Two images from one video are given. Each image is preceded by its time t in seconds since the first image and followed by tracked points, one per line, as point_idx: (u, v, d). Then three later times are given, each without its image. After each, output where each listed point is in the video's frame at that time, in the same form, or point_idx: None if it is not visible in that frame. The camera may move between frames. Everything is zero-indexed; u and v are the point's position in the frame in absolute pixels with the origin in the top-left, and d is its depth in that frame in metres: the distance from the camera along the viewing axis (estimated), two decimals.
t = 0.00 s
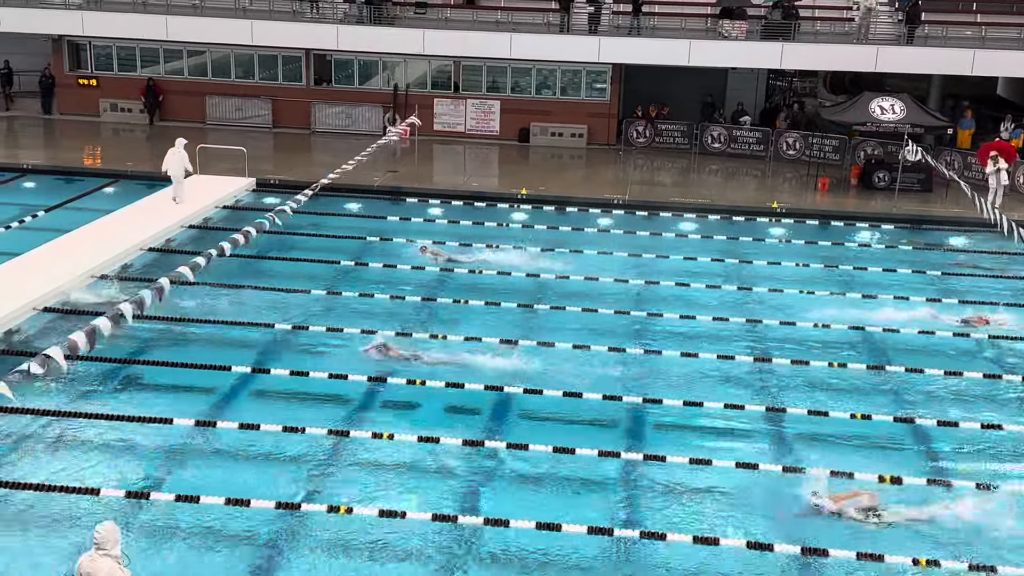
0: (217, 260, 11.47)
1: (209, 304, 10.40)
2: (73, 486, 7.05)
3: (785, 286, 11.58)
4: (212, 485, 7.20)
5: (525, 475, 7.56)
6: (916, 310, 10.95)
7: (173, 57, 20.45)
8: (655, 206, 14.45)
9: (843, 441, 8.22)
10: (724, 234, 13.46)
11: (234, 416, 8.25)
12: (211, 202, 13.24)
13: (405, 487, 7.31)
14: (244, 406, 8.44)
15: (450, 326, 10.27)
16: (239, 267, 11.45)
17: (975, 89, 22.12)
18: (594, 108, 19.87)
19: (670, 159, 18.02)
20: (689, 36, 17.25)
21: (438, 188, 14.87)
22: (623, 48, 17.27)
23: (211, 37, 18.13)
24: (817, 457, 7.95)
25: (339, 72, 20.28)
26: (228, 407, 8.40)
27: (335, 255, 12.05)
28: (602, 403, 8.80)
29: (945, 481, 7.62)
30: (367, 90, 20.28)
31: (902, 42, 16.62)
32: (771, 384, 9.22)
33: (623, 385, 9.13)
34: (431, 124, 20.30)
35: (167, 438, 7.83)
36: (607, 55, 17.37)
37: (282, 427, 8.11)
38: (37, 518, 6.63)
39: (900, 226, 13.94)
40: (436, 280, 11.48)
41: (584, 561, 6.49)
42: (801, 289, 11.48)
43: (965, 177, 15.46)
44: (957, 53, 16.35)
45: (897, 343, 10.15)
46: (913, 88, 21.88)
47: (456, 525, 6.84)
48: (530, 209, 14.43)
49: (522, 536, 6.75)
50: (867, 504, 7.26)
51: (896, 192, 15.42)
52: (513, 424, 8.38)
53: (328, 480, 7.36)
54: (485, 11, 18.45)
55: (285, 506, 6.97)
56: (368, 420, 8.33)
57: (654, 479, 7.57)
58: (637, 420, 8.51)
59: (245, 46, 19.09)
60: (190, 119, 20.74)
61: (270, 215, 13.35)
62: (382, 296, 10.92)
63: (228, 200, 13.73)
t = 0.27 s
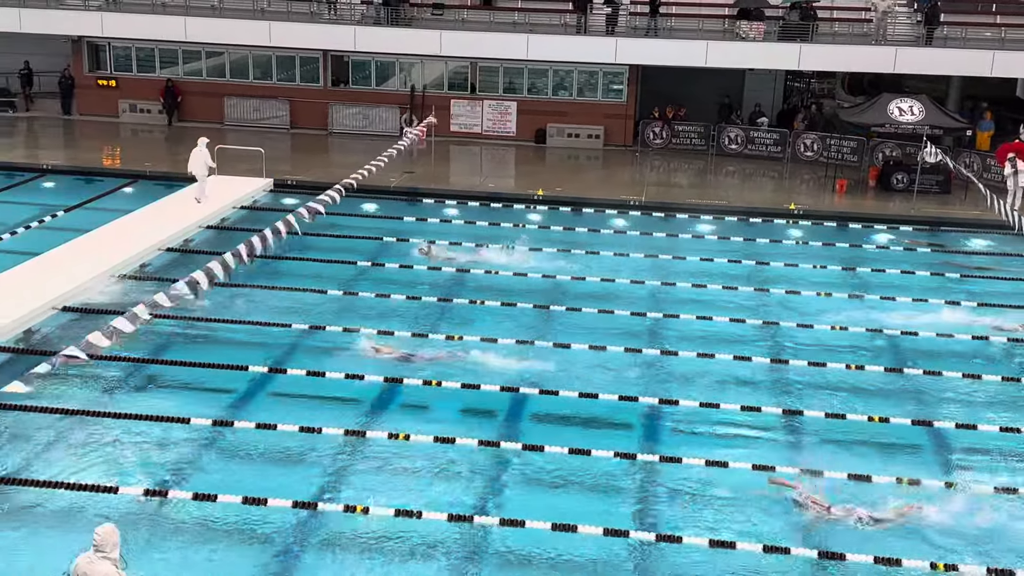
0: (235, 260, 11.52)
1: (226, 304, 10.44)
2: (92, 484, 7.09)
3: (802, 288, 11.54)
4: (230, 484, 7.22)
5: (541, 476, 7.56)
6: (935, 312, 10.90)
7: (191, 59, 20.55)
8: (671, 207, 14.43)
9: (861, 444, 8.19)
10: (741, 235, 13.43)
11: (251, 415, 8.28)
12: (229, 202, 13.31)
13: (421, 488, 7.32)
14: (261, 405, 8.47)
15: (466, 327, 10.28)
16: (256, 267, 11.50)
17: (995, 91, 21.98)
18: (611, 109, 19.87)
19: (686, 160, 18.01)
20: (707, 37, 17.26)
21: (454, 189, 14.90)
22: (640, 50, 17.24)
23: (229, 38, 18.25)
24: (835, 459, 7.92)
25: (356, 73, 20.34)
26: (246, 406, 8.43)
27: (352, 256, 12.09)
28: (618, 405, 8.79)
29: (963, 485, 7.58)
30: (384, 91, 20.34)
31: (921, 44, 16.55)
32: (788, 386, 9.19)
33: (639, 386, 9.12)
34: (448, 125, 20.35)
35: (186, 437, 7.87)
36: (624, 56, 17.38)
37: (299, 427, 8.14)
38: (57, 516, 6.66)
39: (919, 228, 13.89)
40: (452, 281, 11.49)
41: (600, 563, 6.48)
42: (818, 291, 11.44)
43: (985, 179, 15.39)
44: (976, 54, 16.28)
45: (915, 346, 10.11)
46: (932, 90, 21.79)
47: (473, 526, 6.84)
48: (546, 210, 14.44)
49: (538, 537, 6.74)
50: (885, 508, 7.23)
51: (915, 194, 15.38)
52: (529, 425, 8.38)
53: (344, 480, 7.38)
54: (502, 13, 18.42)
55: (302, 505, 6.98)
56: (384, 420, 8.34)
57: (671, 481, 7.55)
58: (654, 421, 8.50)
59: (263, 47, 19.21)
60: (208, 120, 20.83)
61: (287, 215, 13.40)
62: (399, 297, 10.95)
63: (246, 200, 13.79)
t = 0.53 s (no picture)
0: (250, 260, 11.56)
1: (242, 304, 10.48)
2: (108, 483, 7.10)
3: (817, 290, 11.51)
4: (245, 484, 7.24)
5: (555, 477, 7.56)
6: (952, 315, 10.85)
7: (208, 60, 20.62)
8: (686, 209, 14.42)
9: (877, 447, 8.16)
10: (756, 237, 13.40)
11: (266, 415, 8.30)
12: (244, 202, 13.37)
13: (435, 488, 7.32)
14: (276, 405, 8.50)
15: (480, 328, 10.29)
16: (271, 268, 11.54)
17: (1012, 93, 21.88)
18: (626, 111, 19.87)
19: (701, 162, 18.01)
20: (722, 38, 17.28)
21: (469, 190, 14.92)
22: (654, 52, 17.31)
23: (246, 39, 18.37)
24: (851, 462, 7.90)
25: (372, 74, 20.39)
26: (261, 406, 8.46)
27: (367, 256, 12.11)
28: (632, 406, 8.78)
29: (979, 488, 7.54)
30: (399, 92, 20.38)
31: (937, 45, 16.50)
32: (803, 389, 9.17)
33: (653, 388, 9.11)
34: (463, 126, 20.39)
35: (202, 437, 7.90)
36: (639, 57, 17.40)
37: (314, 427, 8.16)
38: (74, 514, 6.69)
39: (935, 230, 13.83)
40: (467, 281, 11.51)
41: (614, 564, 6.47)
42: (834, 293, 11.41)
43: (1002, 181, 15.32)
44: (993, 56, 16.22)
45: (931, 348, 10.07)
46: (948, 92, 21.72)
47: (486, 527, 6.84)
48: (560, 211, 14.45)
49: (553, 538, 6.74)
50: (901, 510, 7.20)
51: (932, 196, 15.35)
52: (543, 426, 8.38)
53: (359, 480, 7.39)
54: (517, 14, 18.43)
55: (317, 505, 7.00)
56: (399, 421, 8.35)
57: (686, 483, 7.53)
58: (668, 422, 8.49)
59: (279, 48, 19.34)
60: (224, 121, 20.91)
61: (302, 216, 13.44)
62: (413, 298, 10.97)
63: (261, 201, 13.84)
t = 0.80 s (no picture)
0: (264, 261, 11.59)
1: (255, 305, 10.51)
2: (122, 483, 7.12)
3: (831, 292, 11.48)
4: (258, 484, 7.25)
5: (567, 479, 7.54)
6: (967, 317, 10.80)
7: (222, 61, 20.67)
8: (699, 210, 14.42)
9: (891, 449, 8.13)
10: (769, 238, 13.38)
11: (279, 416, 8.32)
12: (257, 203, 13.41)
13: (447, 489, 7.31)
14: (289, 406, 8.51)
15: (492, 329, 10.29)
16: (285, 268, 11.56)
17: None
18: (639, 112, 19.85)
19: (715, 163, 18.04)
20: (736, 39, 17.30)
21: (482, 191, 14.93)
22: (667, 53, 17.34)
23: (260, 40, 18.44)
24: (865, 464, 7.86)
25: (385, 75, 20.42)
26: (274, 407, 8.48)
27: (380, 257, 12.13)
28: (645, 408, 8.76)
29: (994, 491, 7.49)
30: (412, 93, 20.42)
31: (952, 46, 16.46)
32: (817, 391, 9.13)
33: (666, 390, 9.09)
34: (476, 127, 20.42)
35: (216, 437, 7.92)
36: (653, 58, 17.44)
37: (327, 428, 8.17)
38: (87, 513, 6.71)
39: (950, 231, 13.79)
40: (479, 282, 11.51)
41: (626, 565, 6.45)
42: (848, 295, 11.38)
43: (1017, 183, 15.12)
44: (1009, 57, 16.16)
45: (945, 351, 10.02)
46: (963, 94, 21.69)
47: (498, 528, 6.82)
48: (573, 212, 14.47)
49: (564, 539, 6.72)
50: (915, 513, 7.16)
51: (946, 198, 15.36)
52: (556, 427, 8.38)
53: (371, 480, 7.39)
54: (531, 15, 18.45)
55: (329, 505, 7.00)
56: (411, 421, 8.36)
57: (699, 484, 7.51)
58: (680, 424, 8.47)
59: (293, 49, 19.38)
60: (238, 122, 20.96)
61: (315, 217, 13.47)
62: (426, 298, 10.98)
63: (274, 202, 13.88)
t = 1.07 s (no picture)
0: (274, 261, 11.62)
1: (265, 305, 10.53)
2: (132, 483, 7.13)
3: (841, 293, 11.45)
4: (267, 484, 7.26)
5: (576, 480, 7.53)
6: (978, 318, 10.77)
7: (233, 62, 20.72)
8: (708, 210, 14.41)
9: (901, 451, 8.10)
10: (779, 239, 13.36)
11: (288, 416, 8.33)
12: (268, 203, 13.45)
13: (456, 490, 7.31)
14: (299, 405, 8.53)
15: (501, 329, 10.30)
16: (295, 268, 11.59)
17: None
18: (649, 112, 19.84)
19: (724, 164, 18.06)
20: (746, 39, 17.29)
21: (491, 191, 14.94)
22: (677, 54, 17.37)
23: (271, 41, 18.52)
24: (875, 466, 7.84)
25: (395, 76, 20.44)
26: (283, 407, 8.49)
27: (390, 258, 12.14)
28: (653, 408, 8.75)
29: (1006, 493, 7.46)
30: (421, 94, 20.44)
31: (964, 47, 16.42)
32: (827, 392, 9.11)
33: (675, 390, 9.08)
34: (485, 128, 20.44)
35: (225, 437, 7.93)
36: (662, 58, 17.47)
37: (336, 427, 8.18)
38: (98, 513, 6.73)
39: (962, 233, 13.76)
40: (489, 283, 11.52)
41: (635, 566, 6.43)
42: (858, 296, 11.36)
43: None
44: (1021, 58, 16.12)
45: (956, 352, 9.98)
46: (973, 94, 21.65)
47: (507, 528, 6.81)
48: (583, 213, 14.46)
49: (573, 540, 6.71)
50: (925, 516, 7.13)
51: (957, 199, 15.35)
52: (565, 427, 8.37)
53: (381, 480, 7.39)
54: (540, 16, 18.46)
55: (338, 505, 7.01)
56: (421, 421, 8.36)
57: (708, 485, 7.48)
58: (689, 425, 8.45)
59: (303, 50, 19.43)
60: (248, 123, 21.00)
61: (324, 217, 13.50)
62: (435, 299, 10.99)
63: (284, 202, 13.91)
